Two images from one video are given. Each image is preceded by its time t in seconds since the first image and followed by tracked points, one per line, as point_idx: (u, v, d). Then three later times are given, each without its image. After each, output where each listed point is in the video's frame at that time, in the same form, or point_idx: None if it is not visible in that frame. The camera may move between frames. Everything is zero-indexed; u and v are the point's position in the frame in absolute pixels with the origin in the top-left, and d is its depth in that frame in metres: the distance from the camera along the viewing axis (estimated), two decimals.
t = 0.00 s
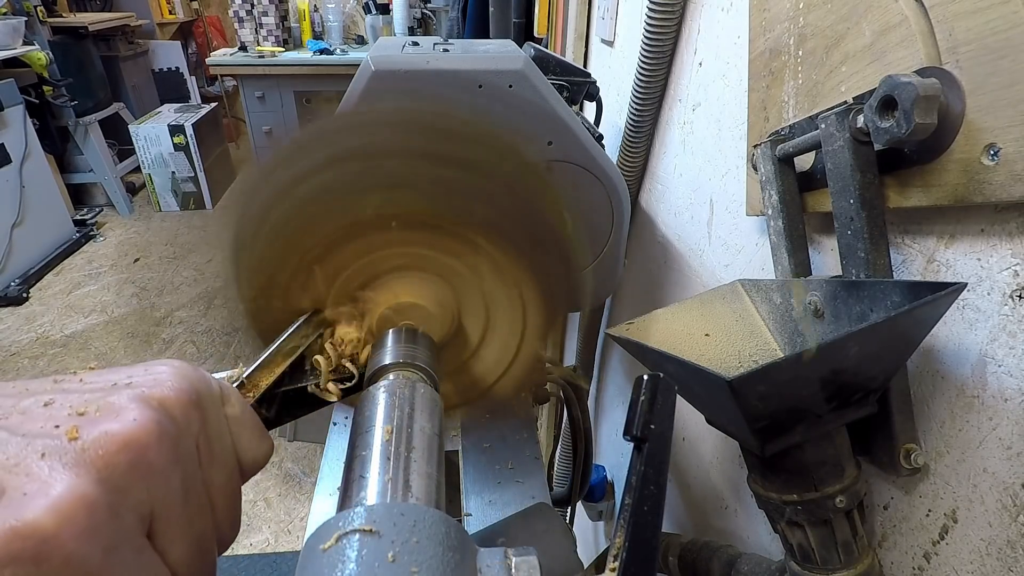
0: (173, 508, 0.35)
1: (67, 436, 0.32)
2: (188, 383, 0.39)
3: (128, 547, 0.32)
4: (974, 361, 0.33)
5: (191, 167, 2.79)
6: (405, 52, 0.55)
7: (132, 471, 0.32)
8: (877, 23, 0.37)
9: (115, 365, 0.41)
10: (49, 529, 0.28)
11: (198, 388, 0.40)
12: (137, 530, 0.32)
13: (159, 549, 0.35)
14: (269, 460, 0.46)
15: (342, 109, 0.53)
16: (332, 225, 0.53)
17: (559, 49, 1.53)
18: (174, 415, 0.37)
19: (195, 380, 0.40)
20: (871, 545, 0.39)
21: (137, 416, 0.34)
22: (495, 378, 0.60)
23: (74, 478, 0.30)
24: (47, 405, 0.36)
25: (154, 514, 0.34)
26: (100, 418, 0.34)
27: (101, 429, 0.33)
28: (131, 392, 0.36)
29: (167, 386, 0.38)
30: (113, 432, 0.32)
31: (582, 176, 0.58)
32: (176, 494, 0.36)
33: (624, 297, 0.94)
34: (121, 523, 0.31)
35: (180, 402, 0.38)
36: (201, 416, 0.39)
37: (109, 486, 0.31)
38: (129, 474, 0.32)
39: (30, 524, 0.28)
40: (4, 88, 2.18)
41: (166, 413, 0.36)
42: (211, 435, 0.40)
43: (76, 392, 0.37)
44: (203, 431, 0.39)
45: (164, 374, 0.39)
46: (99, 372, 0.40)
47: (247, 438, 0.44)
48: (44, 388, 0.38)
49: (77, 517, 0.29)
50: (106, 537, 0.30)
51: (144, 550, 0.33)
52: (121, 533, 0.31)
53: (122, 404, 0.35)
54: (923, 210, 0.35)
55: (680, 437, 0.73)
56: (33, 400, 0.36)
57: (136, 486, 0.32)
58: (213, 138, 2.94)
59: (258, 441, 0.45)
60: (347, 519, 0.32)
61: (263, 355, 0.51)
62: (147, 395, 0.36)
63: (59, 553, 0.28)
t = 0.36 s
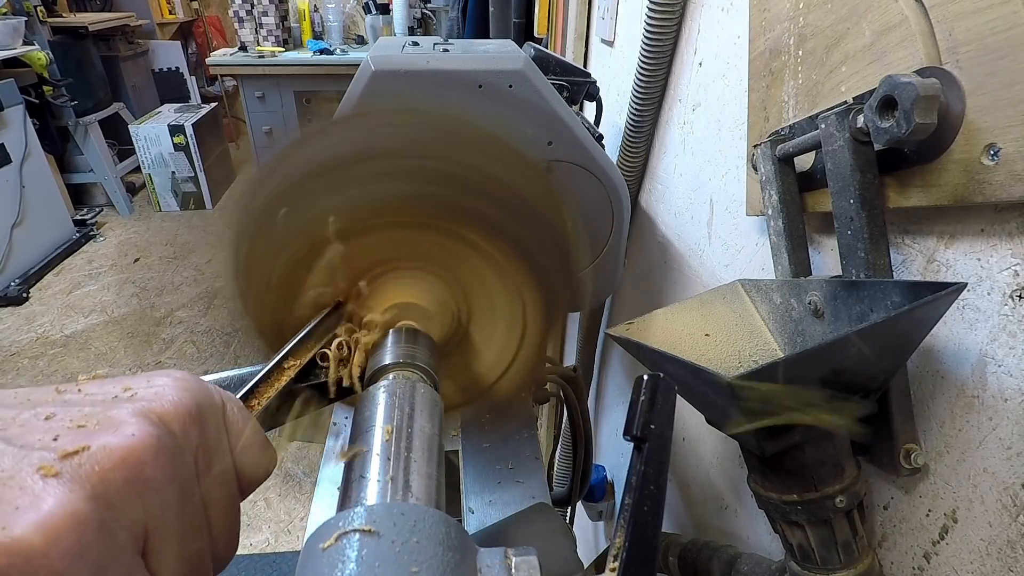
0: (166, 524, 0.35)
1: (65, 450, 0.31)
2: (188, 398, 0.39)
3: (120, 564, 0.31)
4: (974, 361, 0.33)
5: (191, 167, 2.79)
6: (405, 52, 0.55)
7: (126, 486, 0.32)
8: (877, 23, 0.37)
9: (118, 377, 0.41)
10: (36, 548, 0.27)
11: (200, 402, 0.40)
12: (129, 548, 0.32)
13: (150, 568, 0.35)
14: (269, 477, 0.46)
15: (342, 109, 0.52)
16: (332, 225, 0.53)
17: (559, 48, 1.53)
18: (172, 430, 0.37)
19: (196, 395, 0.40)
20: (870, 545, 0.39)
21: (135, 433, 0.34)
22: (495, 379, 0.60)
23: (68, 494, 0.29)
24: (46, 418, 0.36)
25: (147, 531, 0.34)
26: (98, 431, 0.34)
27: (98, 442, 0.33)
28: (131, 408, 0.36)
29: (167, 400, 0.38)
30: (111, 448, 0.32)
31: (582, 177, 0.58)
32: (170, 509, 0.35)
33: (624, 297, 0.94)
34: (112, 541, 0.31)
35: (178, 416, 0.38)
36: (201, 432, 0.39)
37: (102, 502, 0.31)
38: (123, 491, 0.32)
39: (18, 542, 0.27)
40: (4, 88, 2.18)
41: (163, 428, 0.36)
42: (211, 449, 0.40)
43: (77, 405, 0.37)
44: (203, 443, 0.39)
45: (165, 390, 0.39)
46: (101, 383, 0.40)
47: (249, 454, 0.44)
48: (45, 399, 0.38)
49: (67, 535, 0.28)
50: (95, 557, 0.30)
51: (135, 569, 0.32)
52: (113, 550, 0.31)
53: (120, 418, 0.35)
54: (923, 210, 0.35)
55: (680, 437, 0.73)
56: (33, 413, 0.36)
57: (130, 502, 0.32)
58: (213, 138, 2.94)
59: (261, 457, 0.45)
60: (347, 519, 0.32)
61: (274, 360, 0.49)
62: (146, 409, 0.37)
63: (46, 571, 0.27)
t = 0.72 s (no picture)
0: (133, 524, 0.34)
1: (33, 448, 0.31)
2: (159, 396, 0.39)
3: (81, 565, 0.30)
4: (974, 361, 0.33)
5: (191, 167, 2.79)
6: (405, 52, 0.55)
7: (91, 485, 0.31)
8: (877, 22, 0.37)
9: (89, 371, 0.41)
10: None
11: (169, 401, 0.39)
12: (92, 548, 0.31)
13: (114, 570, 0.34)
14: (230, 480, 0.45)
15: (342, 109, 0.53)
16: (333, 223, 0.53)
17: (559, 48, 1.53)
18: (143, 429, 0.36)
19: (167, 394, 0.40)
20: (870, 545, 0.39)
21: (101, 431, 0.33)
22: (495, 378, 0.61)
23: (30, 493, 0.29)
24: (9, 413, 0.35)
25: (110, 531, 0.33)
26: (63, 429, 0.33)
27: (63, 440, 0.32)
28: (100, 405, 0.36)
29: (141, 398, 0.38)
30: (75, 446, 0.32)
31: (582, 178, 0.58)
32: (138, 508, 0.34)
33: (624, 297, 0.94)
34: (75, 541, 0.30)
35: (151, 414, 0.37)
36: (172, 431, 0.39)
37: (66, 502, 0.30)
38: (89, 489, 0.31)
39: None
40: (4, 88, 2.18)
41: (134, 427, 0.36)
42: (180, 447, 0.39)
43: (49, 401, 0.36)
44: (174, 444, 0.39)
45: (136, 388, 0.38)
46: (71, 377, 0.40)
47: (212, 455, 0.43)
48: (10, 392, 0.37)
49: (27, 536, 0.28)
50: (55, 560, 0.29)
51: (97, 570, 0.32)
52: (74, 551, 0.30)
53: (89, 416, 0.35)
54: (923, 210, 0.35)
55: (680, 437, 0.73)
56: None
57: (95, 501, 0.32)
58: (213, 138, 2.94)
59: (222, 461, 0.44)
60: (347, 519, 0.32)
61: (229, 364, 0.50)
62: (118, 407, 0.36)
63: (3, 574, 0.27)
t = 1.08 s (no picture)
0: (161, 521, 0.35)
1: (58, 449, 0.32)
2: (179, 398, 0.40)
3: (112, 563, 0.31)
4: (974, 361, 0.33)
5: (191, 167, 2.79)
6: (405, 52, 0.55)
7: (119, 483, 0.32)
8: (877, 22, 0.38)
9: (111, 377, 0.41)
10: (25, 551, 0.27)
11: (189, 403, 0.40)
12: (121, 546, 0.32)
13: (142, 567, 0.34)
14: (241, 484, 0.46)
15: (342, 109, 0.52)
16: (332, 224, 0.53)
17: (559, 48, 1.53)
18: (166, 429, 0.37)
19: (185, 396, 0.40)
20: (870, 545, 0.39)
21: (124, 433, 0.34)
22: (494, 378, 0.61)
23: (56, 495, 0.30)
24: (34, 416, 0.35)
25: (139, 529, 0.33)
26: (90, 431, 0.34)
27: (90, 441, 0.33)
28: (121, 408, 0.36)
29: (161, 399, 0.38)
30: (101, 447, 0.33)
31: (581, 177, 0.58)
32: (165, 506, 0.35)
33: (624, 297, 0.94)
34: (104, 540, 0.30)
35: (172, 415, 0.38)
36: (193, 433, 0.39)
37: (95, 500, 0.31)
38: (114, 489, 0.32)
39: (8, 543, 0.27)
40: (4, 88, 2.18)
41: (157, 427, 0.36)
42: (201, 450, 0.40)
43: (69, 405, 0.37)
44: (195, 445, 0.40)
45: (156, 390, 0.39)
46: (96, 381, 0.40)
47: (230, 457, 0.44)
48: (33, 398, 0.38)
49: (57, 536, 0.28)
50: (84, 559, 0.29)
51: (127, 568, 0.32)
52: (104, 549, 0.30)
53: (113, 418, 0.35)
54: (923, 210, 0.35)
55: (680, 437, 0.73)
56: (21, 411, 0.36)
57: (124, 499, 0.32)
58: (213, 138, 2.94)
59: (236, 463, 0.45)
60: (347, 520, 0.32)
61: (237, 361, 0.53)
62: (142, 408, 0.37)
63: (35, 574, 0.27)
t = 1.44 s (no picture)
0: (186, 496, 0.35)
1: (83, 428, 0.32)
2: (193, 378, 0.40)
3: (145, 535, 0.32)
4: (974, 361, 0.33)
5: (191, 167, 2.79)
6: (405, 52, 0.55)
7: (142, 460, 0.32)
8: (877, 22, 0.38)
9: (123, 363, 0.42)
10: (64, 520, 0.28)
11: (204, 383, 0.41)
12: (152, 518, 0.32)
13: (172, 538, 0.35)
14: (269, 459, 0.46)
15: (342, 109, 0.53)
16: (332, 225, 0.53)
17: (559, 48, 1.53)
18: (185, 408, 0.37)
19: (200, 377, 0.41)
20: (870, 545, 0.39)
21: (146, 410, 0.35)
22: (495, 378, 0.61)
23: (87, 469, 0.30)
24: (52, 402, 0.36)
25: (167, 502, 0.34)
26: (110, 411, 0.34)
27: (110, 421, 0.33)
28: (139, 388, 0.37)
29: (175, 380, 0.39)
30: (125, 423, 0.33)
31: (582, 177, 0.58)
32: (189, 483, 0.35)
33: (624, 297, 0.94)
34: (135, 512, 0.31)
35: (186, 394, 0.38)
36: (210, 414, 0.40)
37: (122, 476, 0.31)
38: (140, 463, 0.32)
39: (47, 514, 0.28)
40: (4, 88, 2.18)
41: (173, 405, 0.37)
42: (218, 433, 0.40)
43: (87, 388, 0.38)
44: (212, 426, 0.40)
45: (170, 372, 0.39)
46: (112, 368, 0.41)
47: (253, 433, 0.44)
48: (48, 386, 0.39)
49: (91, 508, 0.29)
50: (117, 530, 0.30)
51: (160, 539, 0.33)
52: (136, 521, 0.31)
53: (130, 398, 0.36)
54: (923, 210, 0.35)
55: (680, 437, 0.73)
56: (37, 398, 0.37)
57: (149, 474, 0.33)
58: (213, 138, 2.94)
59: (262, 439, 0.44)
60: (347, 519, 0.32)
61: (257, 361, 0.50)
62: (156, 388, 0.37)
63: (76, 542, 0.28)
